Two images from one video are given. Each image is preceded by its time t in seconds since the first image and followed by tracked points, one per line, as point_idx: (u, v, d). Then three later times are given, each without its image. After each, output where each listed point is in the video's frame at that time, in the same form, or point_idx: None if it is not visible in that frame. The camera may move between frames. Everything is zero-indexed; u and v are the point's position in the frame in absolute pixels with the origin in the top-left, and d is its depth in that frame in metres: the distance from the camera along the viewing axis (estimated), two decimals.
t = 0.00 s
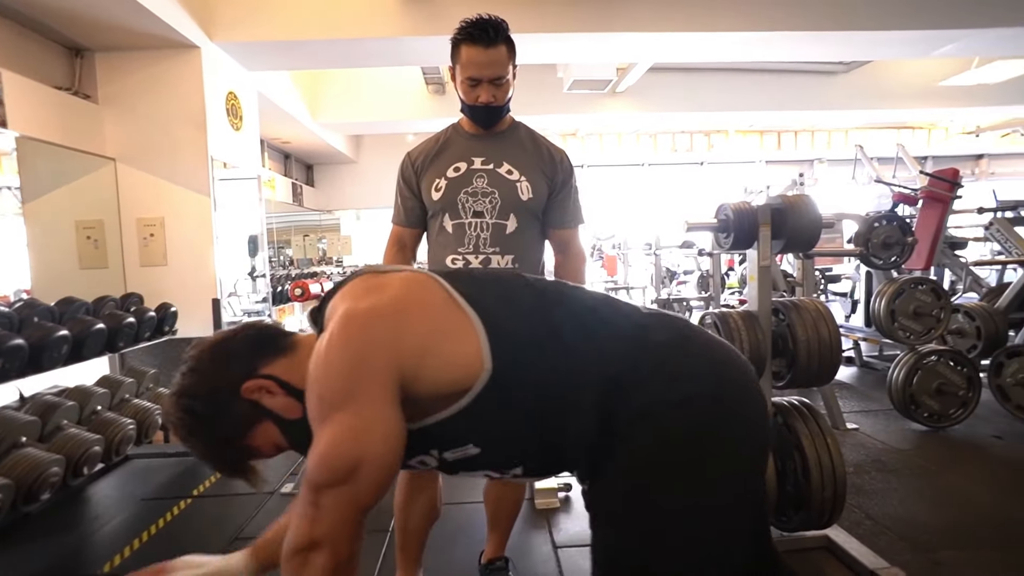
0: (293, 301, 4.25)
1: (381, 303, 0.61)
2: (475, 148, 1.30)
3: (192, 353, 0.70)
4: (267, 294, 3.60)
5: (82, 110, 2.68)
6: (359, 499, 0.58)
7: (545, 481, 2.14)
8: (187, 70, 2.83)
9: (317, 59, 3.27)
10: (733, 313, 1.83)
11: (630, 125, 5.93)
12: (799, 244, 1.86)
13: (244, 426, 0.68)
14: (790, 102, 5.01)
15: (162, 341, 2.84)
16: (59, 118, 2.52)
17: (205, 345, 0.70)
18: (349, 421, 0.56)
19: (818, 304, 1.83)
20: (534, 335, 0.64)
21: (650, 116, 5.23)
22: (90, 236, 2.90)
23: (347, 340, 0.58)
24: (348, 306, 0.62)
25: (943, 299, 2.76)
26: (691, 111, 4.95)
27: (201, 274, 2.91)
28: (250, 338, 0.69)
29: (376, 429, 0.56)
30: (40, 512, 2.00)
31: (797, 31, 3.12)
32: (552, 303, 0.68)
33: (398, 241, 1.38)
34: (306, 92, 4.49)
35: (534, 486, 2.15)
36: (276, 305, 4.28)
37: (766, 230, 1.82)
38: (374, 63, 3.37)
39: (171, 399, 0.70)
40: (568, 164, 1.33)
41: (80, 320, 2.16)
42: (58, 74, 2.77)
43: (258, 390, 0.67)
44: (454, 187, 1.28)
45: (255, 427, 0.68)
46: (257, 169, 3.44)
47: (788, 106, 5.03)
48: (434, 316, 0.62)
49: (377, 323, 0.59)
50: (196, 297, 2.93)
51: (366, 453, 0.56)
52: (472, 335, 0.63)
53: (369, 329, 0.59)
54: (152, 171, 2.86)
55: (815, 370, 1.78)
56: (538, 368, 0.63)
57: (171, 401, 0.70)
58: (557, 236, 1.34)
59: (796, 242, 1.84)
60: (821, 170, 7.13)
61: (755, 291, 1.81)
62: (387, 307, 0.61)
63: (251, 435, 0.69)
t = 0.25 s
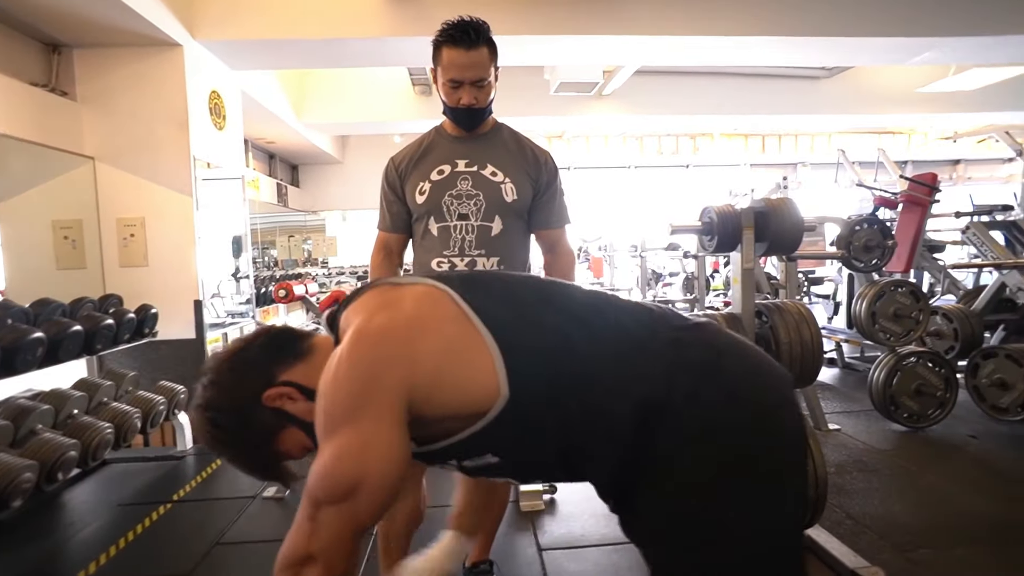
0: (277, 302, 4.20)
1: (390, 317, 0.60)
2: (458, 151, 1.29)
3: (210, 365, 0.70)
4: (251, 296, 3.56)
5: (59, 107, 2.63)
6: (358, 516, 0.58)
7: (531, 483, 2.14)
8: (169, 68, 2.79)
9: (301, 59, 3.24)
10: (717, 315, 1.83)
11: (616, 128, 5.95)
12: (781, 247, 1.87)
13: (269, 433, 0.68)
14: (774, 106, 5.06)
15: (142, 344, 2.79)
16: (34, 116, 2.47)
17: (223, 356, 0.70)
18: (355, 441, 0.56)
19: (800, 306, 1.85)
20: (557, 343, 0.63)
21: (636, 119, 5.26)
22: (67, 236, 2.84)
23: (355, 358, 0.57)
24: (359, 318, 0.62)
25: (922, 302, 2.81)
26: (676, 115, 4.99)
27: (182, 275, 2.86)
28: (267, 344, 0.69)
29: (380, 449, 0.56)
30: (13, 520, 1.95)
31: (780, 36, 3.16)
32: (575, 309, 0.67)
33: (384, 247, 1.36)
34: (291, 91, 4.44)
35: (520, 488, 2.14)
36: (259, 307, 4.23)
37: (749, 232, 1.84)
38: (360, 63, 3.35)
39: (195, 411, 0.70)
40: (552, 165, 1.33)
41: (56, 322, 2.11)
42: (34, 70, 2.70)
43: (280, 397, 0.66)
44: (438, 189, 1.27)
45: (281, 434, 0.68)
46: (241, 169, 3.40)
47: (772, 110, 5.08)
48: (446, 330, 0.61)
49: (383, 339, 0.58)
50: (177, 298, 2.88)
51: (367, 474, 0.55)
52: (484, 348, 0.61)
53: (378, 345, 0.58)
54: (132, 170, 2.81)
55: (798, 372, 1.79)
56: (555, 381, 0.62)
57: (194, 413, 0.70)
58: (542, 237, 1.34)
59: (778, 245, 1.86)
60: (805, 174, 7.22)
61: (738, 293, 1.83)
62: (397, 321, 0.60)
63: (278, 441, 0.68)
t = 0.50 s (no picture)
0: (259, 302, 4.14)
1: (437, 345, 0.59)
2: (441, 152, 1.29)
3: (263, 393, 0.70)
4: (233, 295, 3.50)
5: (34, 103, 2.57)
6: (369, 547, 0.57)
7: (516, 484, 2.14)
8: (149, 64, 2.74)
9: (285, 57, 3.20)
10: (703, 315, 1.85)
11: (602, 129, 5.97)
12: (764, 248, 1.89)
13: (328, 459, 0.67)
14: (756, 109, 5.11)
15: (120, 344, 2.74)
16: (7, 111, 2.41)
17: (273, 383, 0.70)
18: (382, 473, 0.55)
19: (782, 307, 1.87)
20: (618, 359, 0.62)
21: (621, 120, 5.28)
22: (42, 235, 2.78)
23: (395, 388, 0.56)
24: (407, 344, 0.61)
25: (901, 303, 2.86)
26: (661, 116, 5.02)
27: (161, 274, 2.81)
28: (315, 368, 0.69)
29: (408, 481, 0.55)
30: None
31: (763, 40, 3.20)
32: (643, 317, 0.65)
33: (368, 249, 1.35)
34: (273, 89, 4.39)
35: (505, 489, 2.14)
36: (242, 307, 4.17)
37: (733, 234, 1.85)
38: (344, 61, 3.33)
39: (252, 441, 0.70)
40: (535, 165, 1.34)
41: (29, 322, 2.06)
42: (8, 65, 2.64)
43: (338, 421, 0.66)
44: (421, 190, 1.27)
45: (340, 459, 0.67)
46: (223, 167, 3.35)
47: (756, 112, 5.12)
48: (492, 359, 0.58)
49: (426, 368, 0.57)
50: (156, 298, 2.83)
51: (394, 505, 0.55)
52: (537, 370, 0.60)
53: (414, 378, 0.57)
54: (110, 167, 2.76)
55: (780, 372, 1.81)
56: (606, 405, 0.61)
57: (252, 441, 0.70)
58: (526, 236, 1.35)
59: (761, 247, 1.87)
60: (787, 175, 7.30)
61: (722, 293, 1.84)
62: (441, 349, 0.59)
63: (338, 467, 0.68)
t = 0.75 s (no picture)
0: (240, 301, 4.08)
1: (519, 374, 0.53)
2: (416, 150, 1.28)
3: (334, 388, 0.67)
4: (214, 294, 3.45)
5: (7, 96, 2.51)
6: None
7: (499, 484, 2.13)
8: (128, 59, 2.69)
9: (267, 53, 3.16)
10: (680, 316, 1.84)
11: (587, 130, 5.99)
12: (745, 250, 1.90)
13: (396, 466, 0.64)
14: (739, 111, 5.17)
15: (95, 344, 2.68)
16: None
17: (345, 377, 0.67)
18: (451, 523, 0.49)
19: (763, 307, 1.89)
20: (712, 365, 0.59)
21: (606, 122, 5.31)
22: (14, 232, 2.71)
23: (482, 429, 0.50)
24: (486, 368, 0.55)
25: (878, 304, 2.91)
26: (645, 118, 5.06)
27: (139, 273, 2.76)
28: (389, 364, 0.66)
29: (479, 529, 0.49)
30: None
31: (746, 44, 3.23)
32: (737, 323, 0.62)
33: (339, 249, 1.34)
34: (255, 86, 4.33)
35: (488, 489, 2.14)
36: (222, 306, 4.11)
37: (715, 235, 1.87)
38: (328, 59, 3.29)
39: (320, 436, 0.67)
40: (511, 163, 1.33)
41: None
42: None
43: (410, 423, 0.62)
44: (395, 189, 1.26)
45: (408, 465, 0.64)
46: (202, 164, 3.30)
47: (739, 115, 5.18)
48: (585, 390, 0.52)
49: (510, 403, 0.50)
50: (134, 297, 2.77)
51: (458, 553, 0.49)
52: (630, 398, 0.54)
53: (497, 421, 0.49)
54: (87, 163, 2.70)
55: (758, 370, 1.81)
56: (701, 424, 0.57)
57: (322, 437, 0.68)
58: (501, 235, 1.34)
59: (742, 248, 1.89)
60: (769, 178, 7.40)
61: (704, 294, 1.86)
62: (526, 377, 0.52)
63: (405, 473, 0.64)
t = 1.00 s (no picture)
0: (214, 297, 4.00)
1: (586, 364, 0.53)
2: (368, 144, 1.26)
3: (368, 366, 0.66)
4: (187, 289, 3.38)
5: None
6: None
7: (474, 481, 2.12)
8: (97, 46, 2.61)
9: (243, 44, 3.10)
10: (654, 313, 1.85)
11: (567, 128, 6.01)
12: (720, 249, 1.93)
13: (429, 444, 0.65)
14: (717, 112, 5.23)
15: (61, 340, 2.60)
16: None
17: (384, 348, 0.67)
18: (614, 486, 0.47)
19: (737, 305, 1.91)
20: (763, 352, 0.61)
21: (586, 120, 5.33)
22: None
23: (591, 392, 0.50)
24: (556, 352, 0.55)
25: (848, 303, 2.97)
26: (625, 117, 5.09)
27: (108, 267, 2.69)
28: (434, 338, 0.66)
29: (646, 489, 0.47)
30: None
31: (724, 46, 3.28)
32: (774, 308, 0.63)
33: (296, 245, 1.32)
34: (230, 76, 4.24)
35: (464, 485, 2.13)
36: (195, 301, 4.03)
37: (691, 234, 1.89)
38: (306, 51, 3.24)
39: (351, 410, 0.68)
40: (465, 157, 1.31)
41: None
42: None
43: (451, 401, 0.63)
44: (347, 184, 1.24)
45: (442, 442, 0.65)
46: (174, 156, 3.22)
47: (717, 116, 5.24)
48: (655, 359, 0.54)
49: (591, 396, 0.50)
50: (102, 291, 2.70)
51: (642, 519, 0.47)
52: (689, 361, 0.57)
53: (603, 392, 0.50)
54: (53, 152, 2.61)
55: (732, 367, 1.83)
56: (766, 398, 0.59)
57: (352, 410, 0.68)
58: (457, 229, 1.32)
59: (718, 247, 1.91)
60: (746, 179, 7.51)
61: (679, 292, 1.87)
62: (600, 362, 0.52)
63: (437, 450, 0.65)
